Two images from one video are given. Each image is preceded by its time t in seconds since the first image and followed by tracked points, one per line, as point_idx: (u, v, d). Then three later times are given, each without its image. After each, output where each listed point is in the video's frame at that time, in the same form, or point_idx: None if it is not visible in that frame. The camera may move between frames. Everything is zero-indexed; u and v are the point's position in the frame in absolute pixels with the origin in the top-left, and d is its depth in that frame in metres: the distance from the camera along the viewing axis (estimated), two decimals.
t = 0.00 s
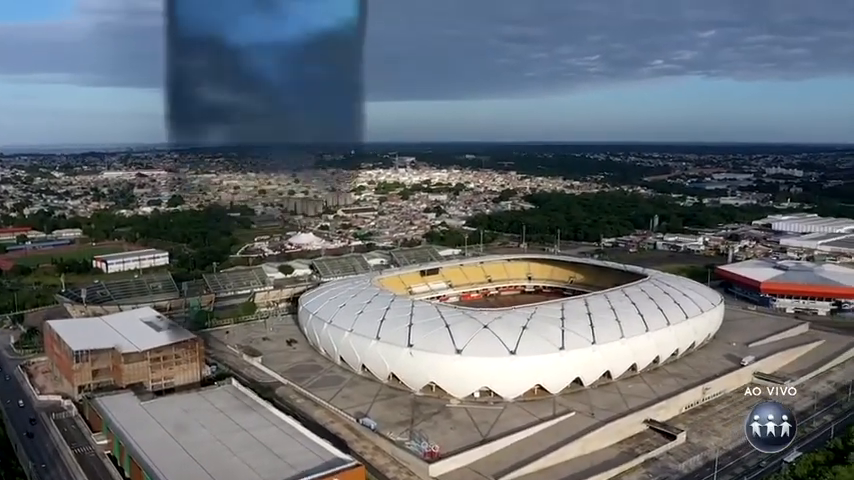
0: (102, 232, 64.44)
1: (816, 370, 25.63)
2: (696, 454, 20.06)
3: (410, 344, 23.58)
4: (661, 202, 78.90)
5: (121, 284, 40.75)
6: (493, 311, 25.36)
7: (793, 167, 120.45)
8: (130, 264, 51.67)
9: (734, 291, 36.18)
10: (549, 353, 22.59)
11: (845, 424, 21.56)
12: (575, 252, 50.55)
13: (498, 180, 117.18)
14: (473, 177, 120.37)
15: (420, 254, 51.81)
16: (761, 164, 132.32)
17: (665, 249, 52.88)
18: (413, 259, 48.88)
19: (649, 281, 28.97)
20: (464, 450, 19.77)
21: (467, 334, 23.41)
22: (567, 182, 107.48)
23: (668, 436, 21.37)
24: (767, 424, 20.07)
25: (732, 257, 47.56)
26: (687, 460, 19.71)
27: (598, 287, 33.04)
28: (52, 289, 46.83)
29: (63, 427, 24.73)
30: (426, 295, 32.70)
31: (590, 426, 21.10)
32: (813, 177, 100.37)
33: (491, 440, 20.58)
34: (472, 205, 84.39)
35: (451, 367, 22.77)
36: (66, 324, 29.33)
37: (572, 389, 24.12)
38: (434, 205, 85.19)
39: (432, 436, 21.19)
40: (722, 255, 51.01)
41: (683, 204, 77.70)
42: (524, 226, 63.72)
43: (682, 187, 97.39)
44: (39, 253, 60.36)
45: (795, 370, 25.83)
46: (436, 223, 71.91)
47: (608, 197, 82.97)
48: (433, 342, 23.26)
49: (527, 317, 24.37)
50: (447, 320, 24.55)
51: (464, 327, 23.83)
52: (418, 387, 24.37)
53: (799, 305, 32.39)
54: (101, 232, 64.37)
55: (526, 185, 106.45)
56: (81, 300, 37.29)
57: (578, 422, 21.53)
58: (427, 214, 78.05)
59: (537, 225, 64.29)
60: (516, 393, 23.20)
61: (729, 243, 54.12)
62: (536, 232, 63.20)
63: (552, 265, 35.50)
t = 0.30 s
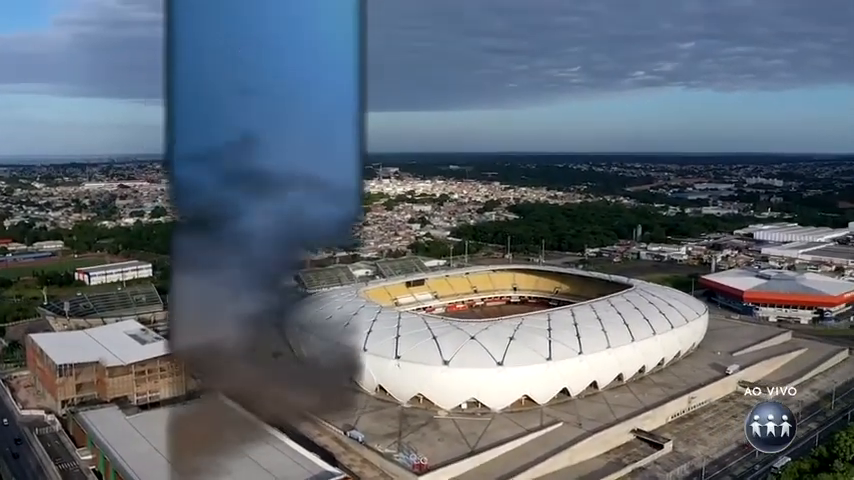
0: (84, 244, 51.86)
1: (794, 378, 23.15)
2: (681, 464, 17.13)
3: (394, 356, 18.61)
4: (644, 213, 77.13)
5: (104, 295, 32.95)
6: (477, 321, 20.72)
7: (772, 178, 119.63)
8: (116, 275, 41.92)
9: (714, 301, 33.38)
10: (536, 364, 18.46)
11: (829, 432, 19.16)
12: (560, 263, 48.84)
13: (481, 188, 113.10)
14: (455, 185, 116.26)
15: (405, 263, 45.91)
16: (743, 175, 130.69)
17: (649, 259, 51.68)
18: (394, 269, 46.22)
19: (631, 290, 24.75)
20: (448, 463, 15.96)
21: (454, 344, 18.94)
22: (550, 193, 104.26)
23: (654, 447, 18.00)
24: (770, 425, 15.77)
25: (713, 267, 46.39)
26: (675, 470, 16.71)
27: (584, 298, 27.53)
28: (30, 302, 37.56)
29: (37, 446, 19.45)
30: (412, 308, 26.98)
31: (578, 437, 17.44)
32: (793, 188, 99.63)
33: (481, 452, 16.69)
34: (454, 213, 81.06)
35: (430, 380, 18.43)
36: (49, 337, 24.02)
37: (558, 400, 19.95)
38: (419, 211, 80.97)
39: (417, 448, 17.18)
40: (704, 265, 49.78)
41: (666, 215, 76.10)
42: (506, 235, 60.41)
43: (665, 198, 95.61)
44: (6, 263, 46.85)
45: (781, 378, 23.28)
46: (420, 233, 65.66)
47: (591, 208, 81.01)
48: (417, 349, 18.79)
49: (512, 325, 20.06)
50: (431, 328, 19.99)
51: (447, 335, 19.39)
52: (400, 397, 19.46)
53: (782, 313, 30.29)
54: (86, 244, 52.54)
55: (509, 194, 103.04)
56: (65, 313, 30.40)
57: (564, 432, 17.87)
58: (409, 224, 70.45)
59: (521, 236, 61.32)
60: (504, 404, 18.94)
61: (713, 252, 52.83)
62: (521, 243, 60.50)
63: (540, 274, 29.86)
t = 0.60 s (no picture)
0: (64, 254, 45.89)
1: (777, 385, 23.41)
2: (669, 472, 17.23)
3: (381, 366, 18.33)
4: (628, 222, 77.05)
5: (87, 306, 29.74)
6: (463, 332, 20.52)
7: (753, 187, 120.46)
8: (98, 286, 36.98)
9: (698, 309, 33.51)
10: (524, 374, 18.39)
11: (814, 439, 19.41)
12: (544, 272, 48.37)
13: (465, 197, 111.67)
14: (438, 194, 114.73)
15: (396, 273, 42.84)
16: (724, 184, 131.41)
17: (634, 268, 51.55)
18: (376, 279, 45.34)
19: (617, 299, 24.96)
20: (439, 472, 15.86)
21: (442, 355, 18.69)
22: (534, 203, 103.38)
23: (643, 455, 18.09)
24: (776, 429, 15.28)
25: (697, 276, 46.49)
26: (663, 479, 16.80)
27: (569, 307, 27.48)
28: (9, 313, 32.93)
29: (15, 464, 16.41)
30: (398, 318, 26.73)
31: (567, 446, 17.44)
32: (774, 196, 100.42)
33: (470, 462, 16.53)
34: (438, 222, 79.73)
35: (418, 392, 18.14)
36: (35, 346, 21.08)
37: (546, 409, 19.93)
38: (403, 220, 79.36)
39: (406, 459, 16.95)
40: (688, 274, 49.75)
41: (650, 224, 76.01)
42: (493, 244, 59.54)
43: (648, 207, 95.60)
44: None
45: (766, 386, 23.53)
46: (405, 243, 63.98)
47: (576, 217, 80.52)
48: (404, 360, 18.46)
49: (499, 336, 20.07)
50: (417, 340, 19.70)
51: (434, 346, 19.12)
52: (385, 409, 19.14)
53: (764, 322, 30.58)
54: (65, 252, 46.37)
55: (493, 203, 101.89)
56: (48, 326, 27.06)
57: (553, 442, 17.77)
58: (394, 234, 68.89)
59: (508, 244, 60.42)
60: (492, 414, 18.74)
61: (696, 260, 52.91)
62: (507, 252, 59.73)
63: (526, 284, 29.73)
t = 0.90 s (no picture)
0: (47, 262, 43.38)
1: (761, 393, 23.71)
2: None
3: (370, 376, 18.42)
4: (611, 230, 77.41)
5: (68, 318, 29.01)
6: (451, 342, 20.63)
7: (734, 195, 121.71)
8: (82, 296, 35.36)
9: (683, 317, 33.77)
10: (511, 383, 18.46)
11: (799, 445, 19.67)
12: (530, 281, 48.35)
13: (449, 206, 111.39)
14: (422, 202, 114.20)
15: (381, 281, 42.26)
16: (706, 193, 132.74)
17: (618, 276, 51.78)
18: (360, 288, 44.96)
19: (603, 309, 25.13)
20: None
21: (430, 365, 18.77)
22: (518, 211, 103.45)
23: (630, 464, 18.24)
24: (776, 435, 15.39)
25: (681, 284, 46.81)
26: None
27: (556, 316, 27.58)
28: None
29: None
30: (384, 328, 26.61)
31: (555, 455, 17.55)
32: (754, 205, 101.50)
33: (458, 472, 16.52)
34: (422, 231, 79.42)
35: (406, 402, 18.18)
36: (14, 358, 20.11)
37: (533, 418, 20.01)
38: (387, 228, 78.73)
39: (395, 469, 16.90)
40: (672, 282, 50.17)
41: (633, 232, 76.45)
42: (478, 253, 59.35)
43: (630, 215, 96.06)
44: None
45: (750, 393, 23.84)
46: (390, 251, 63.48)
47: (560, 225, 80.72)
48: (392, 371, 18.54)
49: (486, 345, 20.15)
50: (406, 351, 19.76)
51: (422, 356, 19.22)
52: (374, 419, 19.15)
53: (748, 329, 30.91)
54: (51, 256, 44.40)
55: (477, 212, 101.70)
56: (30, 337, 26.92)
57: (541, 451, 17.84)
58: (379, 243, 68.32)
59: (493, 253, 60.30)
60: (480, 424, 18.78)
61: (680, 269, 53.30)
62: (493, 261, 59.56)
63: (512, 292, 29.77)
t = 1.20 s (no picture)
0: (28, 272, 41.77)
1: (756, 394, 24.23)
2: None
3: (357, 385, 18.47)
4: (596, 237, 77.83)
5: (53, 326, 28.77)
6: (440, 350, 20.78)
7: (717, 201, 122.72)
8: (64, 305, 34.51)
9: (668, 324, 34.07)
10: (499, 390, 18.61)
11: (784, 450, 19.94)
12: (515, 288, 48.47)
13: (433, 213, 111.45)
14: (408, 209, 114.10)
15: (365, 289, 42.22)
16: (689, 200, 133.72)
17: (604, 283, 52.06)
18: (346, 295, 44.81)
19: (589, 315, 25.38)
20: None
21: (418, 373, 18.89)
22: (504, 218, 103.73)
23: (617, 470, 18.38)
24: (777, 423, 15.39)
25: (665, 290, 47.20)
26: None
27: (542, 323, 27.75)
28: None
29: None
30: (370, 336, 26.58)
31: (543, 462, 17.67)
32: (737, 211, 102.43)
33: None
34: (408, 238, 79.41)
35: (394, 410, 18.25)
36: None
37: (521, 425, 20.15)
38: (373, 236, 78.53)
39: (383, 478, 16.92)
40: (657, 288, 50.54)
41: (618, 238, 76.87)
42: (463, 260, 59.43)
43: (615, 221, 96.63)
44: None
45: (735, 398, 24.09)
46: (376, 258, 63.28)
47: (545, 232, 80.97)
48: (380, 380, 18.61)
49: (474, 353, 20.30)
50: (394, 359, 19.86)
51: (409, 365, 19.33)
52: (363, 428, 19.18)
53: (732, 335, 31.25)
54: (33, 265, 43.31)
55: (463, 219, 101.88)
56: (12, 346, 26.53)
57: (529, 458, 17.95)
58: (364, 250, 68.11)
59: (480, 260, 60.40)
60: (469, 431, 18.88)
61: (664, 275, 53.71)
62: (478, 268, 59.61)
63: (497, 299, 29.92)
